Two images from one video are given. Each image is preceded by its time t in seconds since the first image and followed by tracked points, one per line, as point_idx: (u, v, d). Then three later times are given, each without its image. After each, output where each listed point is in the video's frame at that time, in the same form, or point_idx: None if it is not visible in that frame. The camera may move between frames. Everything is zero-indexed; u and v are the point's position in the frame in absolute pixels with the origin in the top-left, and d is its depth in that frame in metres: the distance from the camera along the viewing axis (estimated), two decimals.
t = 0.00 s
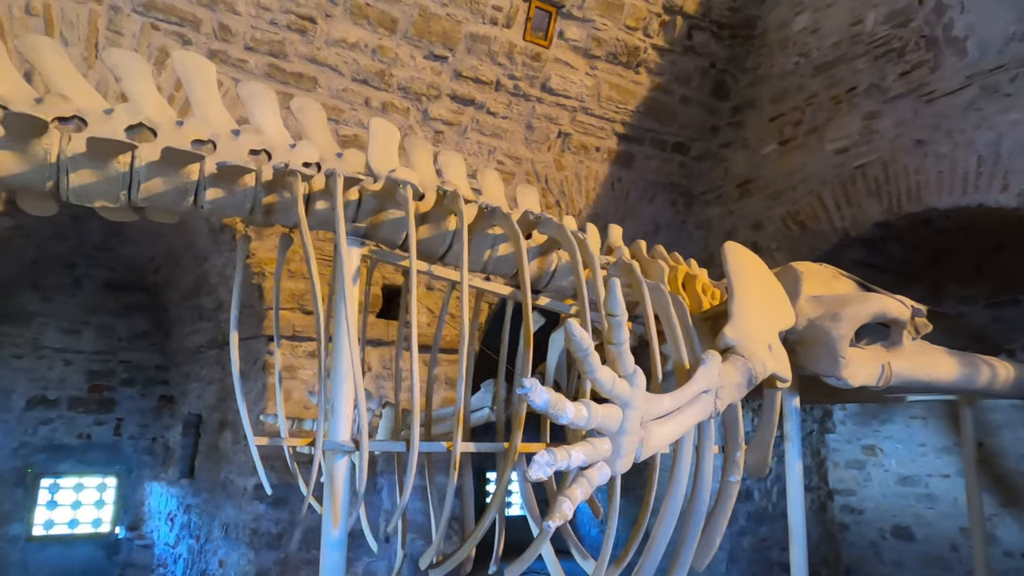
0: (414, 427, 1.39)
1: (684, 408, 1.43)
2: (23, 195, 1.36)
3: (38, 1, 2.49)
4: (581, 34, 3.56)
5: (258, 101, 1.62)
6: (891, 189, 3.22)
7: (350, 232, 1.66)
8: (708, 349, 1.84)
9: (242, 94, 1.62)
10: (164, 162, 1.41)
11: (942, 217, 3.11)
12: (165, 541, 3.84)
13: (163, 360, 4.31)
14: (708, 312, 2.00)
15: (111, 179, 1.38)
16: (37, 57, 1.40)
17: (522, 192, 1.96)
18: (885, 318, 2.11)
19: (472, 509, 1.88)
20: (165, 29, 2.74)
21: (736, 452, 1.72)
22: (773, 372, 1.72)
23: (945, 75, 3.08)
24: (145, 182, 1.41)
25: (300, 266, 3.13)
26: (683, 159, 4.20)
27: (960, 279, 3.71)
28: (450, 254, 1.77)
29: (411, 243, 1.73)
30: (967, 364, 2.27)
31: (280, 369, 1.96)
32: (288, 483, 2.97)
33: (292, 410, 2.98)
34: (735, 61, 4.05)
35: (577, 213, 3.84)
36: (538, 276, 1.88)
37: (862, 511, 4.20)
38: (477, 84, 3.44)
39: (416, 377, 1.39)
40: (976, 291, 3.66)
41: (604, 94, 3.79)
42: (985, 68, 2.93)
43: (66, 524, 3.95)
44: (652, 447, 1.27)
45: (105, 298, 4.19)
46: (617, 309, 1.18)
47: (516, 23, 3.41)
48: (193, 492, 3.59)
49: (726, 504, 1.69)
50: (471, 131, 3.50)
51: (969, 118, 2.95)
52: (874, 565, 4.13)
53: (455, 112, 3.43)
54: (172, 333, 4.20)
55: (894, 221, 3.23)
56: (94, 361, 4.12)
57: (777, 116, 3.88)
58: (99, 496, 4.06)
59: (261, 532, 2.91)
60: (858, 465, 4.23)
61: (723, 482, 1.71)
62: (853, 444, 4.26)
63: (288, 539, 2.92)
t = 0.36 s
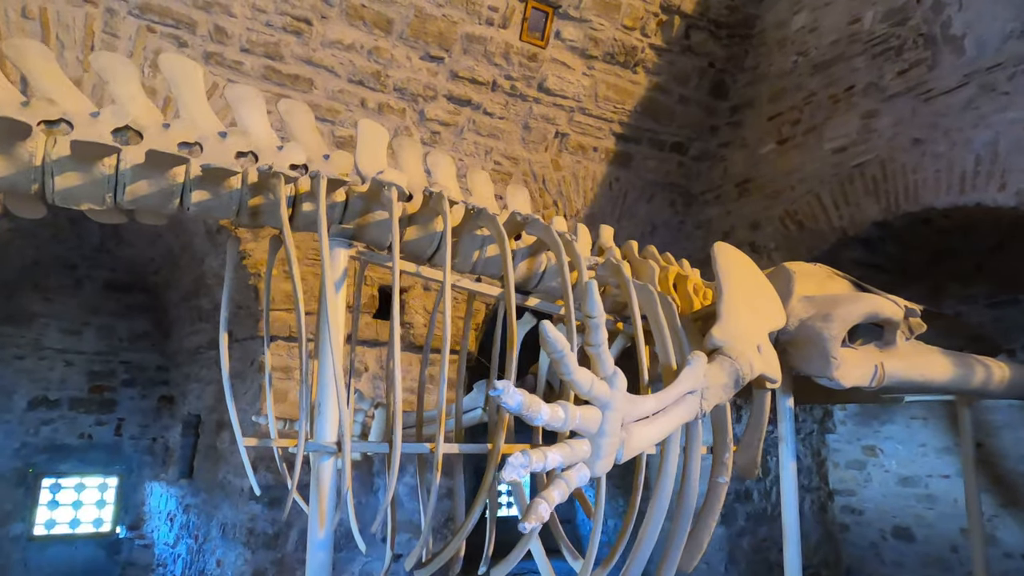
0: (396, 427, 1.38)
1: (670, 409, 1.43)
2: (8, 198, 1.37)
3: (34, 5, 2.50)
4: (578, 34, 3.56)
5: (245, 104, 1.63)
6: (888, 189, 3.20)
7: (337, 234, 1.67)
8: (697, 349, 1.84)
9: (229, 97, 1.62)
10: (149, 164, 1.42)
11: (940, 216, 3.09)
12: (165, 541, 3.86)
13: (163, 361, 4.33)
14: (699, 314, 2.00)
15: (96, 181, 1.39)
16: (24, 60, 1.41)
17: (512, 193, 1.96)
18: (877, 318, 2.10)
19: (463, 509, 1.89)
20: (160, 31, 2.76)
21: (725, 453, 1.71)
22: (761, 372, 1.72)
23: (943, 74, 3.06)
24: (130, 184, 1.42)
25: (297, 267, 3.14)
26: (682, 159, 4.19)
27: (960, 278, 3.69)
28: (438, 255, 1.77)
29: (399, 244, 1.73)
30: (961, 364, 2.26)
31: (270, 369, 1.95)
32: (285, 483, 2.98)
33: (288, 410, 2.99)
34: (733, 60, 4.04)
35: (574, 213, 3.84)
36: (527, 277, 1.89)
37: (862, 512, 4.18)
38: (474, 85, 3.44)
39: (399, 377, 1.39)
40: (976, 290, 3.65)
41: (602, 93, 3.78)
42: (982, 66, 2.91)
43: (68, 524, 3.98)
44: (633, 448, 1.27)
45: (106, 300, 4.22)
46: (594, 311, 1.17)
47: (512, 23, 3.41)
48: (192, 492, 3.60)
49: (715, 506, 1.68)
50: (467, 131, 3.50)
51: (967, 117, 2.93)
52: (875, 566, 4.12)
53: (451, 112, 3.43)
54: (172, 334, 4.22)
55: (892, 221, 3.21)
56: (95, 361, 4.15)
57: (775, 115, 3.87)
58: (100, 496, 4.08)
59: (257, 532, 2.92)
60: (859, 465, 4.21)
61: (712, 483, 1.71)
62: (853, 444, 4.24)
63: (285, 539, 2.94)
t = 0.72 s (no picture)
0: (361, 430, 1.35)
1: (643, 408, 1.41)
2: None
3: (17, 3, 2.49)
4: (568, 32, 3.54)
5: (217, 102, 1.61)
6: (880, 186, 3.18)
7: (310, 232, 1.64)
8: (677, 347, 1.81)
9: (201, 94, 1.60)
10: (115, 160, 1.40)
11: (932, 213, 3.06)
12: (156, 541, 3.85)
13: (154, 361, 4.32)
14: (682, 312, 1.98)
15: (61, 178, 1.38)
16: None
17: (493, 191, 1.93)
18: (863, 317, 2.08)
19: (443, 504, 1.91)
20: (145, 30, 2.75)
21: (703, 454, 1.68)
22: (741, 372, 1.69)
23: (934, 70, 3.03)
24: (96, 182, 1.41)
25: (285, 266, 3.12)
26: (675, 157, 4.16)
27: (955, 277, 3.71)
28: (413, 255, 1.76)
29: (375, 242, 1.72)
30: (948, 363, 2.23)
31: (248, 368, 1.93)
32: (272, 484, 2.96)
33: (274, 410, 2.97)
34: (726, 58, 4.02)
35: (566, 212, 3.81)
36: (507, 276, 1.87)
37: (857, 512, 4.16)
38: (463, 83, 3.42)
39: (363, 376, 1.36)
40: (971, 289, 3.67)
41: (593, 91, 3.76)
42: (974, 62, 2.88)
43: (59, 524, 3.97)
44: (601, 448, 1.25)
45: (97, 300, 4.21)
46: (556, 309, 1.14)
47: (501, 21, 3.39)
48: (182, 492, 3.59)
49: (693, 508, 1.66)
50: (457, 129, 3.47)
51: (958, 113, 2.91)
52: (869, 567, 4.09)
53: (440, 110, 3.41)
54: (163, 334, 4.21)
55: (883, 219, 3.19)
56: (87, 361, 4.14)
57: (768, 112, 3.84)
58: (91, 496, 4.07)
59: (244, 532, 2.90)
60: (853, 465, 4.19)
61: (690, 484, 1.69)
62: (848, 444, 4.22)
63: (271, 540, 2.93)
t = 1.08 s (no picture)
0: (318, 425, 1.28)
1: (609, 408, 1.37)
2: None
3: None
4: (555, 26, 3.51)
5: (178, 92, 1.57)
6: (871, 182, 3.13)
7: (274, 227, 1.59)
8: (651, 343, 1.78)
9: (162, 84, 1.56)
10: (68, 152, 1.37)
11: (923, 210, 3.02)
12: (142, 540, 3.82)
13: (142, 358, 4.29)
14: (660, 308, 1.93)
15: (12, 170, 1.34)
16: None
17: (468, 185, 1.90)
18: (846, 314, 2.04)
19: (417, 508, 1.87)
20: (123, 23, 2.71)
21: (678, 454, 1.65)
22: (716, 369, 1.65)
23: (925, 64, 2.98)
24: (49, 175, 1.37)
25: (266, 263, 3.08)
26: (666, 153, 4.11)
27: (950, 274, 3.67)
28: (384, 249, 1.73)
29: (342, 236, 1.69)
30: (934, 361, 2.19)
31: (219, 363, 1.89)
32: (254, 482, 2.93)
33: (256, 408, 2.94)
34: (718, 52, 3.97)
35: (554, 209, 3.78)
36: (480, 272, 1.83)
37: (850, 512, 4.11)
38: (449, 78, 3.38)
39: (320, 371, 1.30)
40: (966, 286, 3.61)
41: (582, 87, 3.72)
42: (965, 55, 2.83)
43: (46, 522, 3.95)
44: (562, 447, 1.21)
45: (85, 297, 4.19)
46: (510, 303, 1.09)
47: (488, 15, 3.35)
48: (167, 491, 3.57)
49: (666, 509, 1.63)
50: (443, 126, 3.45)
51: (949, 108, 2.86)
52: (862, 568, 4.04)
53: (426, 106, 3.37)
54: (150, 331, 4.18)
55: (874, 215, 3.14)
56: (74, 359, 4.12)
57: (759, 108, 3.79)
58: (79, 494, 4.05)
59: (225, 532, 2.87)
60: (846, 464, 4.15)
61: (664, 484, 1.66)
62: (841, 443, 4.18)
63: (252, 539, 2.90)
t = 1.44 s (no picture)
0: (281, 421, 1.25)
1: (584, 408, 1.32)
2: None
3: None
4: (549, 20, 3.46)
5: (147, 84, 1.53)
6: (870, 176, 3.07)
7: (247, 220, 1.55)
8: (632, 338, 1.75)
9: (130, 75, 1.52)
10: (30, 145, 1.34)
11: (924, 205, 2.96)
12: (136, 539, 3.80)
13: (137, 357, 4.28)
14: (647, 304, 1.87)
15: None
16: None
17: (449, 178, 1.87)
18: (838, 311, 1.99)
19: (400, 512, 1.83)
20: (109, 17, 2.68)
21: (661, 454, 1.61)
22: (701, 368, 1.61)
23: (925, 56, 2.92)
24: (11, 168, 1.34)
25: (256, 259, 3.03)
26: (664, 149, 4.06)
27: (952, 271, 3.61)
28: (361, 245, 1.69)
29: (317, 231, 1.65)
30: (931, 359, 2.13)
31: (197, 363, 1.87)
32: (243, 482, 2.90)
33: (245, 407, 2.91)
34: (716, 46, 3.92)
35: (550, 205, 3.73)
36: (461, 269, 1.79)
37: (851, 513, 4.05)
38: (442, 72, 3.34)
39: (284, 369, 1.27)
40: (968, 283, 3.55)
41: (577, 81, 3.67)
42: (966, 46, 2.76)
43: (41, 521, 3.94)
44: (532, 448, 1.17)
45: (80, 295, 4.17)
46: (472, 298, 1.04)
47: (480, 9, 3.31)
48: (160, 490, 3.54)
49: (649, 510, 1.59)
50: (436, 121, 3.39)
51: (950, 100, 2.79)
52: (864, 569, 3.97)
53: (418, 101, 3.33)
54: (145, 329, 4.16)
55: (874, 210, 3.08)
56: (68, 357, 4.10)
57: (758, 102, 3.74)
58: (74, 493, 4.04)
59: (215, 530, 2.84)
60: (848, 464, 4.09)
61: (648, 485, 1.62)
62: (843, 443, 4.12)
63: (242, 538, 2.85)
